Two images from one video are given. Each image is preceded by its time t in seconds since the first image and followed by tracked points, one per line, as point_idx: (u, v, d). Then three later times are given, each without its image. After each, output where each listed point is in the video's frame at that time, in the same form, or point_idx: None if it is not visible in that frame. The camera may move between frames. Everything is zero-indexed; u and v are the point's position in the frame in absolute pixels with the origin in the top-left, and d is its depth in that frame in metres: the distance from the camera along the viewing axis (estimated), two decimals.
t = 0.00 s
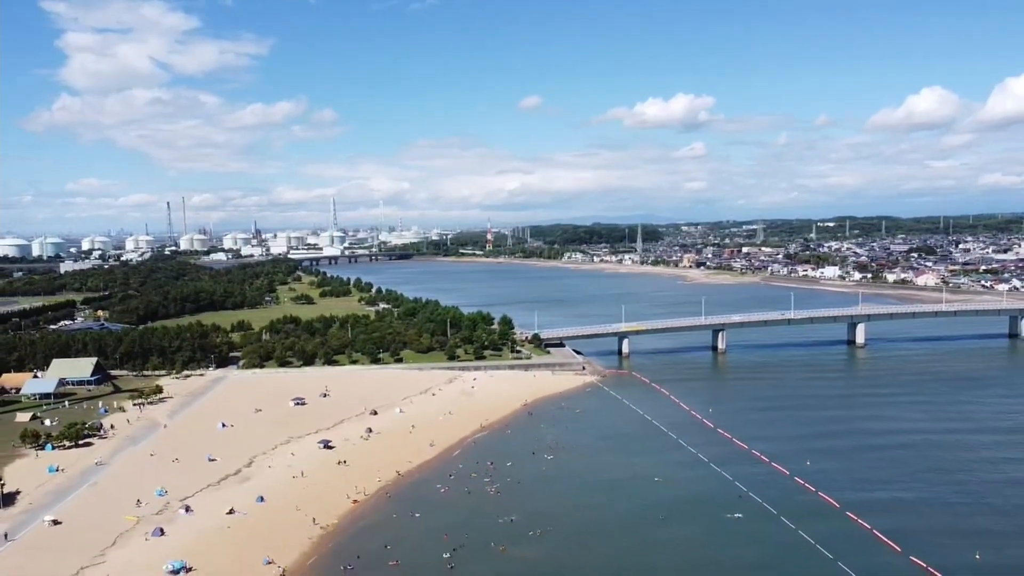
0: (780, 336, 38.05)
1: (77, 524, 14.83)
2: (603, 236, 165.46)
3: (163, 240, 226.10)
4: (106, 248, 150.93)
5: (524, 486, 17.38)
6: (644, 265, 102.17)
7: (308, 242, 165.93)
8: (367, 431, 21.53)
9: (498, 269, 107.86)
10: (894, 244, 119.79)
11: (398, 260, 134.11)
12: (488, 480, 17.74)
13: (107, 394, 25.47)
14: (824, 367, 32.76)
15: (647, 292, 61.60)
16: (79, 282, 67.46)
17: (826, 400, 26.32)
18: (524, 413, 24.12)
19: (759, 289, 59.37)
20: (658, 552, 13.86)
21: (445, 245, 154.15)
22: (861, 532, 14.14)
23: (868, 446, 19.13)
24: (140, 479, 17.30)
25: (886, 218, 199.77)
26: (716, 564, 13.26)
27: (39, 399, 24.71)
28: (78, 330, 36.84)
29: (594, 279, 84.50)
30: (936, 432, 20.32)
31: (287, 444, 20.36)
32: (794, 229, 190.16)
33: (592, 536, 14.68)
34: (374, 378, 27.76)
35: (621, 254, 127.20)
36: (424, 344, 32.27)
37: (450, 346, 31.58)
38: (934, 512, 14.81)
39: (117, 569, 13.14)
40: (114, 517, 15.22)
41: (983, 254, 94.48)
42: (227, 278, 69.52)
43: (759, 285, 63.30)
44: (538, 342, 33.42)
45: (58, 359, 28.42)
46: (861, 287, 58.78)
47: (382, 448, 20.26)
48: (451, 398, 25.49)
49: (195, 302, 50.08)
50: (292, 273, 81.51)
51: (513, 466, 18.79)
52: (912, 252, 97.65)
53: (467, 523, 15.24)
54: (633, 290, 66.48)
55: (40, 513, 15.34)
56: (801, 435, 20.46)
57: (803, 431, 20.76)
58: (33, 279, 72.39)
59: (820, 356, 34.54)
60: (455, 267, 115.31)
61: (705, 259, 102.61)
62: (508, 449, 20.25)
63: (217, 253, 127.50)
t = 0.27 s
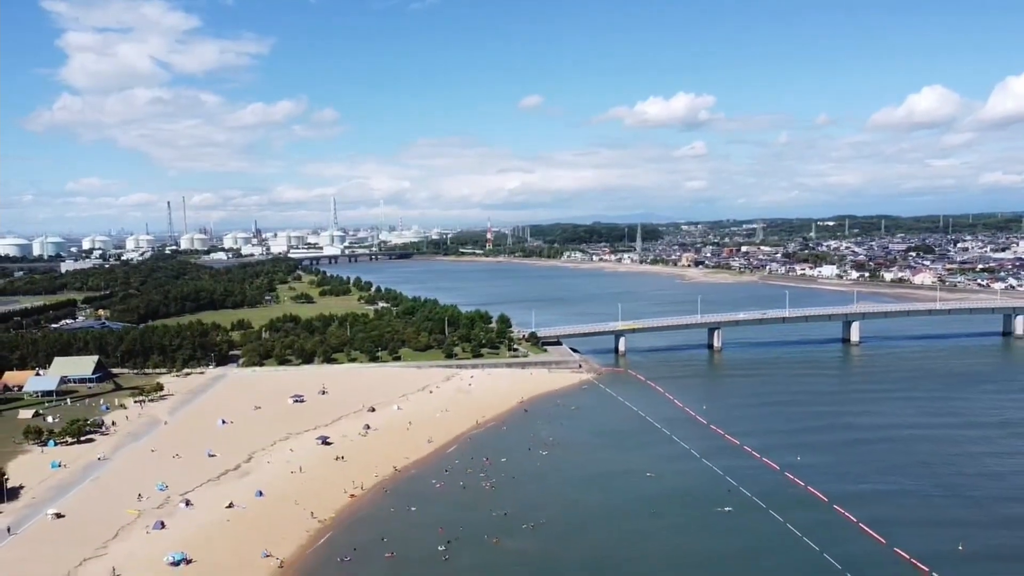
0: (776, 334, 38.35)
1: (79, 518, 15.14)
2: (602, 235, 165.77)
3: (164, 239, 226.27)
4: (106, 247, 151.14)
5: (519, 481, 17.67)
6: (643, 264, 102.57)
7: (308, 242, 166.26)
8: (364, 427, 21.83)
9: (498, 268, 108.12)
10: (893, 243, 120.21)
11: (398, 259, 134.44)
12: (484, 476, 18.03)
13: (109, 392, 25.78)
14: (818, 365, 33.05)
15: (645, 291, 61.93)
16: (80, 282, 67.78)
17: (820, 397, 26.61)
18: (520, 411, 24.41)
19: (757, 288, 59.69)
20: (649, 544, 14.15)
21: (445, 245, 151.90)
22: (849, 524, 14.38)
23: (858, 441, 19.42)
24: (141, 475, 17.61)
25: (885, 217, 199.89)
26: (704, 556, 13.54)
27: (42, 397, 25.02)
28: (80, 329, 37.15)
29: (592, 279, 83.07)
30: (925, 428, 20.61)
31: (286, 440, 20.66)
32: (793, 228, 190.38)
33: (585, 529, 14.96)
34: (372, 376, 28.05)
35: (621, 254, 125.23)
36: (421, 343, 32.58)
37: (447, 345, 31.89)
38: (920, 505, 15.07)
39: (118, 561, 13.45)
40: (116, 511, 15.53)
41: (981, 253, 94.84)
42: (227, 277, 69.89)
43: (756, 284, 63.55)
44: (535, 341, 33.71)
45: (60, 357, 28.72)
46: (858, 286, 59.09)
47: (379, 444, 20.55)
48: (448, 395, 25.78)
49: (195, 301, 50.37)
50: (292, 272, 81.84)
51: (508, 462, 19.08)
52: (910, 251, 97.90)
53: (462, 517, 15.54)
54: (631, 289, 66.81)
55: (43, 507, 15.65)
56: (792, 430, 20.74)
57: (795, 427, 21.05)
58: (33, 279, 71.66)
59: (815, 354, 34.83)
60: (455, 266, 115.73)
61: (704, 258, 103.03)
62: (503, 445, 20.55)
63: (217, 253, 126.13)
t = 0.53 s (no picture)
0: (771, 332, 38.64)
1: (82, 511, 15.46)
2: (602, 234, 166.05)
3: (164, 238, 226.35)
4: (106, 246, 151.43)
5: (513, 476, 17.98)
6: (642, 263, 102.97)
7: (309, 241, 166.72)
8: (362, 424, 22.14)
9: (498, 267, 108.37)
10: (892, 242, 120.48)
11: (398, 258, 134.74)
12: (478, 470, 18.35)
13: (110, 389, 26.11)
14: (812, 362, 33.35)
15: (643, 290, 62.29)
16: (81, 280, 68.11)
17: (813, 393, 26.93)
18: (516, 407, 24.72)
19: (754, 287, 60.01)
20: (638, 535, 14.47)
21: (445, 245, 150.04)
22: (833, 516, 14.71)
23: (846, 437, 19.74)
24: (142, 469, 17.94)
25: (885, 216, 200.04)
26: (692, 546, 13.86)
27: (44, 394, 25.35)
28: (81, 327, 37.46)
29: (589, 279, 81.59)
30: (913, 425, 20.92)
31: (285, 436, 20.98)
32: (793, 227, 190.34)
33: (576, 522, 15.25)
34: (370, 374, 28.35)
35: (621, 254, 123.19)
36: (419, 341, 32.89)
37: (445, 342, 32.19)
38: (904, 499, 15.37)
39: (120, 552, 13.78)
40: (118, 504, 15.85)
41: (980, 252, 94.91)
42: (228, 276, 70.22)
43: (754, 283, 63.84)
44: (532, 339, 34.06)
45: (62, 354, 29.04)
46: (854, 285, 59.49)
47: (377, 440, 20.88)
48: (445, 392, 26.10)
49: (196, 300, 50.72)
50: (292, 271, 82.18)
51: (502, 457, 19.40)
52: (909, 250, 98.16)
53: (456, 510, 15.86)
54: (630, 287, 67.15)
55: (47, 500, 15.98)
56: (783, 426, 21.05)
57: (786, 424, 21.36)
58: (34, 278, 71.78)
59: (809, 352, 35.13)
60: (455, 265, 116.11)
61: (703, 257, 103.42)
62: (499, 441, 20.86)
63: (217, 252, 125.38)
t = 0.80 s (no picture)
0: (766, 330, 38.97)
1: (84, 505, 15.79)
2: (602, 234, 166.38)
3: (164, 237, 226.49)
4: (106, 245, 151.63)
5: (507, 471, 18.31)
6: (641, 262, 103.24)
7: (308, 240, 166.94)
8: (359, 421, 22.48)
9: (497, 266, 108.71)
10: (890, 241, 120.78)
11: (398, 258, 134.98)
12: (473, 466, 18.68)
13: (111, 386, 26.46)
14: (806, 360, 33.67)
15: (641, 289, 62.63)
16: (82, 280, 68.42)
17: (805, 391, 27.23)
18: (512, 404, 25.06)
19: (750, 286, 60.34)
20: (627, 528, 14.81)
21: (444, 245, 149.12)
22: (818, 510, 15.05)
23: (836, 434, 20.07)
24: (143, 464, 18.28)
25: (884, 215, 200.32)
26: (679, 539, 14.19)
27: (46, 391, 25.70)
28: (82, 325, 37.82)
29: (588, 279, 80.59)
30: (902, 422, 21.23)
31: (283, 432, 21.32)
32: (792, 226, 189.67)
33: (568, 515, 15.58)
34: (368, 371, 28.69)
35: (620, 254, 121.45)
36: (417, 339, 33.23)
37: (442, 341, 32.53)
38: (889, 493, 15.68)
39: (121, 544, 14.12)
40: (119, 498, 16.18)
41: (977, 251, 95.09)
42: (228, 275, 70.52)
43: (751, 282, 64.17)
44: (529, 337, 34.37)
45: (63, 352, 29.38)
46: (851, 284, 59.78)
47: (374, 437, 21.20)
48: (442, 390, 26.44)
49: (196, 299, 51.03)
50: (291, 271, 82.39)
51: (497, 453, 19.73)
52: (907, 249, 98.48)
53: (450, 504, 16.19)
54: (627, 287, 67.49)
55: (49, 494, 16.31)
56: (774, 424, 21.39)
57: (777, 421, 21.69)
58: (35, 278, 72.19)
59: (803, 350, 35.44)
60: (454, 264, 116.33)
61: (701, 256, 103.67)
62: (494, 438, 21.18)
63: (218, 252, 125.36)
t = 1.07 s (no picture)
0: (761, 330, 39.28)
1: (84, 499, 16.11)
2: (600, 233, 166.69)
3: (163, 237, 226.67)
4: (105, 245, 151.83)
5: (500, 467, 18.62)
6: (639, 262, 103.59)
7: (308, 240, 167.23)
8: (356, 418, 22.79)
9: (496, 266, 109.01)
10: (888, 241, 121.14)
11: (397, 258, 135.26)
12: (467, 462, 19.00)
13: (112, 384, 26.77)
14: (799, 359, 33.98)
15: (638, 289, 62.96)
16: (82, 280, 68.70)
17: (797, 389, 27.54)
18: (507, 402, 25.37)
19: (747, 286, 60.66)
20: (617, 521, 15.12)
21: (443, 245, 149.04)
22: (804, 505, 15.36)
23: (825, 433, 20.38)
24: (143, 460, 18.60)
25: (883, 215, 200.61)
26: (667, 531, 14.52)
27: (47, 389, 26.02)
28: (83, 324, 38.14)
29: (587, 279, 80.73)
30: (891, 421, 21.54)
31: (281, 429, 21.64)
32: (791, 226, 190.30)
33: (558, 509, 15.89)
34: (365, 370, 29.02)
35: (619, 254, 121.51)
36: (414, 338, 33.55)
37: (439, 340, 32.85)
38: (874, 490, 15.99)
39: (121, 537, 14.43)
40: (119, 493, 16.50)
41: (974, 251, 95.38)
42: (227, 275, 70.82)
43: (748, 282, 64.47)
44: (525, 336, 34.68)
45: (64, 351, 29.69)
46: (847, 284, 60.09)
47: (370, 434, 21.51)
48: (438, 388, 26.76)
49: (195, 298, 51.34)
50: (290, 271, 82.65)
51: (491, 450, 20.04)
52: (904, 249, 98.81)
53: (444, 499, 16.51)
54: (625, 287, 67.83)
55: (50, 489, 16.63)
56: (765, 422, 21.70)
57: (767, 420, 22.00)
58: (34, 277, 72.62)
59: (797, 349, 35.75)
60: (453, 264, 116.63)
61: (699, 256, 104.02)
62: (488, 435, 21.49)
63: (217, 252, 125.56)
